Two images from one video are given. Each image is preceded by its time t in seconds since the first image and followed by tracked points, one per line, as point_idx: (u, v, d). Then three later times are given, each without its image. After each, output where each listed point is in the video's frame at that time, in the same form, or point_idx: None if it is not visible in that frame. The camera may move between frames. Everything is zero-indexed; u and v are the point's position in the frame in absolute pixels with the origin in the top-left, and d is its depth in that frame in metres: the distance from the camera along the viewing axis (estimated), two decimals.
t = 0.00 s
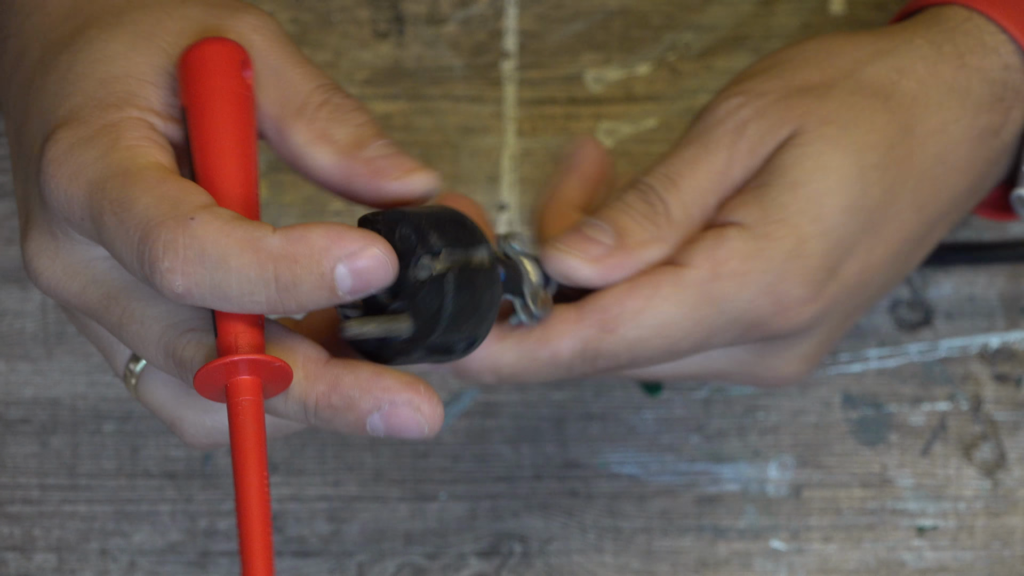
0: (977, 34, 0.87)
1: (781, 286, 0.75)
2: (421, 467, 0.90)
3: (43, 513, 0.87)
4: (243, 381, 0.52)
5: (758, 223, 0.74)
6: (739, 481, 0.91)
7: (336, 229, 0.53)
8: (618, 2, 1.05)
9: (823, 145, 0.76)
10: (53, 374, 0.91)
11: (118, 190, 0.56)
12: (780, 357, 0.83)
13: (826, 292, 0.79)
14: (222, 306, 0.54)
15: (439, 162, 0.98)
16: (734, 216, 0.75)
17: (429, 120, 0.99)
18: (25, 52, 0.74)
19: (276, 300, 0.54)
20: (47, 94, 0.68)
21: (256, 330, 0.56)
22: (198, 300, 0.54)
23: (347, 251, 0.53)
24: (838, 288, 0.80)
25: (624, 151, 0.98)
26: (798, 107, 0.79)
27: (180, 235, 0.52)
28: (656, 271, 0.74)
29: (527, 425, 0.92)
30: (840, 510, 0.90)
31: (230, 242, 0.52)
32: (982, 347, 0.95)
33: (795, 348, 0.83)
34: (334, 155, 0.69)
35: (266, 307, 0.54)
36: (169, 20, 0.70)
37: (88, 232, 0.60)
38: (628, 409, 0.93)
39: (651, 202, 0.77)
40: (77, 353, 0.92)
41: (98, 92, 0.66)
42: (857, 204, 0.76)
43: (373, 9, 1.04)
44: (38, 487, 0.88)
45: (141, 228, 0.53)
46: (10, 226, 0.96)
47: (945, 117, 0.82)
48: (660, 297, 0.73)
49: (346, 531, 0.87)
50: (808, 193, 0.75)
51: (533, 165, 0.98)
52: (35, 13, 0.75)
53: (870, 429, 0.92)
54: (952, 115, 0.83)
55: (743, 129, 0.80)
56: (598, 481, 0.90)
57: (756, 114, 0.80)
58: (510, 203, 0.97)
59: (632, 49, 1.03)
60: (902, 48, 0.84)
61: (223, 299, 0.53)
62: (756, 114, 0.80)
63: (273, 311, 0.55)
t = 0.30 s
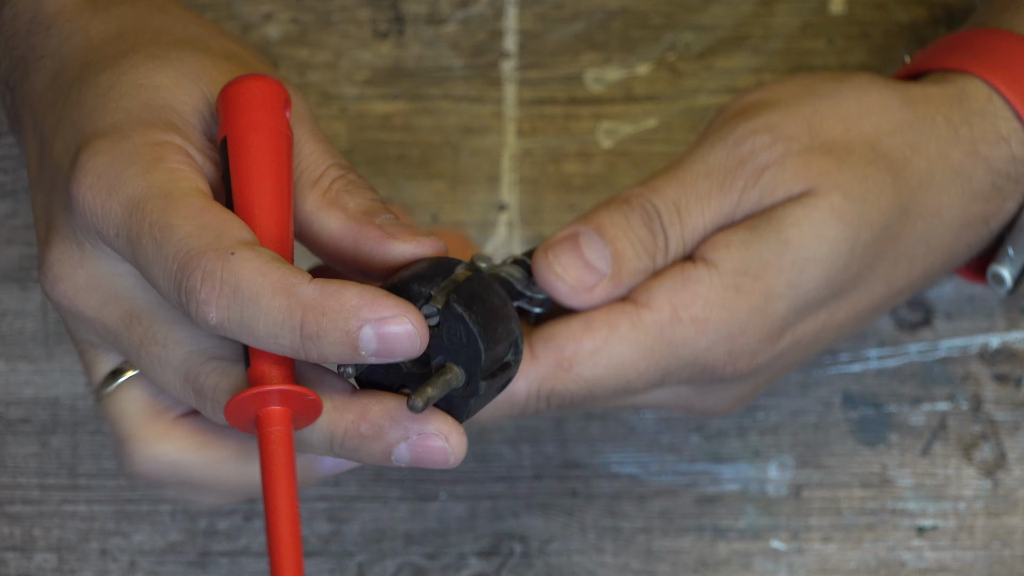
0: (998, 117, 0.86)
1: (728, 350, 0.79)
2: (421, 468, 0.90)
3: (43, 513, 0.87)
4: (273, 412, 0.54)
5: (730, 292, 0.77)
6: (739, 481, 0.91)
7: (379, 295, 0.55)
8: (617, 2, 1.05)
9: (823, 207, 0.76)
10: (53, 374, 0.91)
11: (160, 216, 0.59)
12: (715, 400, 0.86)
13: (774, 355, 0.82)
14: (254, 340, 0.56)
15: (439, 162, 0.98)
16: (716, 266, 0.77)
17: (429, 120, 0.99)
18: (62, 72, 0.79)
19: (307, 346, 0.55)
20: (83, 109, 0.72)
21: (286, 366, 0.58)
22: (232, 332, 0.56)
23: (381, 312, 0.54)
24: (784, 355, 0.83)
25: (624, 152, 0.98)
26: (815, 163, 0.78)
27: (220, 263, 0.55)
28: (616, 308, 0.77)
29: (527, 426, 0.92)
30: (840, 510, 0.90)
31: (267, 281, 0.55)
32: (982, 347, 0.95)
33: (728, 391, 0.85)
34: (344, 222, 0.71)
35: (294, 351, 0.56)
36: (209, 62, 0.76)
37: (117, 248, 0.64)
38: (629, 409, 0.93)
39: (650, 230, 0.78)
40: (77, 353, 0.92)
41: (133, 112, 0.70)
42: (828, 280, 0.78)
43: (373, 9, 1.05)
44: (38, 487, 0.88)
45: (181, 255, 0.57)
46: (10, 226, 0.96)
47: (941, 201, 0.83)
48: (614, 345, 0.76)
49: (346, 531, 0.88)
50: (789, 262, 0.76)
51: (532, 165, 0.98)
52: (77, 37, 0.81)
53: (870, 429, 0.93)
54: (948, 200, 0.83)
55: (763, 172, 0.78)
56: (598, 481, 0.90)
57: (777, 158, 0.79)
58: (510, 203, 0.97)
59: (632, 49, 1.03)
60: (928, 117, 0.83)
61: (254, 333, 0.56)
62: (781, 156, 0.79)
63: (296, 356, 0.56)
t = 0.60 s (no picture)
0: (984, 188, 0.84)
1: (749, 462, 0.72)
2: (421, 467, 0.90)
3: (43, 513, 0.87)
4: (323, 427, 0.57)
5: (739, 398, 0.70)
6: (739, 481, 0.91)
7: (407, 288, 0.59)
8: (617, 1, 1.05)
9: (819, 296, 0.72)
10: (53, 374, 0.91)
11: (207, 251, 0.62)
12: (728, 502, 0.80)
13: (785, 457, 0.76)
14: (304, 361, 0.59)
15: (439, 163, 0.98)
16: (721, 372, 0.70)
17: (429, 120, 1.00)
18: (98, 121, 0.81)
19: (354, 355, 0.59)
20: (129, 156, 0.75)
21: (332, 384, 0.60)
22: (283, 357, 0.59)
23: (420, 304, 0.58)
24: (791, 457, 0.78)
25: (624, 152, 0.98)
26: (811, 253, 0.74)
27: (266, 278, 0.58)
28: (633, 424, 0.71)
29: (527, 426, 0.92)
30: (840, 510, 0.90)
31: (307, 296, 0.58)
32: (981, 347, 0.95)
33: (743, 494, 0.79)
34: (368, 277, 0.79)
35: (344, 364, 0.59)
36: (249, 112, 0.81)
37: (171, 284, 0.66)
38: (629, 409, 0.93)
39: (636, 294, 0.67)
40: (76, 353, 0.92)
41: (180, 158, 0.73)
42: (833, 380, 0.73)
43: (372, 9, 1.05)
44: (38, 487, 0.88)
45: (221, 282, 0.60)
46: (10, 226, 0.96)
47: (936, 285, 0.80)
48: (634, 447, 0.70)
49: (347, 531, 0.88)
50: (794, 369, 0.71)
51: (532, 165, 0.98)
52: (111, 88, 0.83)
53: (870, 429, 0.93)
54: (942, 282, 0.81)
55: (749, 261, 0.73)
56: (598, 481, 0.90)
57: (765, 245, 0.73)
58: (510, 203, 0.96)
59: (632, 49, 1.03)
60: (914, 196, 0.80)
61: (302, 354, 0.58)
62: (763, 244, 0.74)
63: (349, 368, 0.59)
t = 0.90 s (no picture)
0: (939, 88, 0.89)
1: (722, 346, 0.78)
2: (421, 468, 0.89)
3: (43, 513, 0.87)
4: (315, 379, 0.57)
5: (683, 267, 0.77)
6: (739, 481, 0.91)
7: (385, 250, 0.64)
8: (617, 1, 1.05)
9: (750, 184, 0.79)
10: (52, 375, 0.91)
11: (208, 195, 0.60)
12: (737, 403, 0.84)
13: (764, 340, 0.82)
14: (314, 315, 0.59)
15: (439, 162, 0.98)
16: (662, 264, 0.78)
17: (430, 120, 1.00)
18: (77, 77, 0.79)
19: (361, 311, 0.61)
20: (117, 108, 0.72)
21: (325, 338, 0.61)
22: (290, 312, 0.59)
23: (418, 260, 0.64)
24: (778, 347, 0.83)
25: (624, 151, 0.99)
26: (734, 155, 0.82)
27: (302, 241, 0.58)
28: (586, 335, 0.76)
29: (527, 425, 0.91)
30: (840, 510, 0.90)
31: (328, 253, 0.59)
32: (982, 347, 0.95)
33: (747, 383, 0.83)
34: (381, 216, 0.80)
35: (348, 320, 0.61)
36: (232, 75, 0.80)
37: (162, 225, 0.63)
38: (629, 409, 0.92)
39: (585, 236, 0.79)
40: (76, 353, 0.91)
41: (169, 106, 0.71)
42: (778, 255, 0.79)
43: (372, 9, 1.04)
44: (38, 488, 0.88)
45: (235, 231, 0.58)
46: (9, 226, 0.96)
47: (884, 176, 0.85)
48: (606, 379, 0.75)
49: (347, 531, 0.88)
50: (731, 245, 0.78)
51: (532, 165, 0.98)
52: (89, 43, 0.82)
53: (870, 429, 0.93)
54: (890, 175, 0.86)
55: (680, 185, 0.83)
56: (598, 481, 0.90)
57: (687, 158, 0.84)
58: (510, 203, 0.97)
59: (632, 49, 1.03)
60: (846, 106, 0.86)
61: (314, 308, 0.59)
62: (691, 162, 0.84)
63: (350, 326, 0.62)
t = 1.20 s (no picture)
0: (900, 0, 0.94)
1: (724, 160, 0.85)
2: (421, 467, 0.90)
3: (43, 513, 0.87)
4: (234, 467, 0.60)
5: (675, 215, 0.84)
6: (739, 481, 0.91)
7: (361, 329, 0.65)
8: (617, 2, 1.05)
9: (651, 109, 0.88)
10: (53, 374, 0.91)
11: (184, 272, 0.62)
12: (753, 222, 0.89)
13: (765, 179, 0.88)
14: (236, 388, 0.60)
15: (439, 162, 0.98)
16: (652, 219, 0.85)
17: (430, 120, 1.00)
18: (162, 109, 0.79)
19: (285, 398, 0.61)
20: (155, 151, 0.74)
21: (262, 423, 0.63)
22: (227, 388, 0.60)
23: (354, 343, 0.64)
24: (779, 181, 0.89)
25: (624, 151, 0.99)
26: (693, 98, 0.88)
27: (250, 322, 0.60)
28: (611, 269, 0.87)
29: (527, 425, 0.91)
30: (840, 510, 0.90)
31: (277, 346, 0.61)
32: (982, 347, 0.95)
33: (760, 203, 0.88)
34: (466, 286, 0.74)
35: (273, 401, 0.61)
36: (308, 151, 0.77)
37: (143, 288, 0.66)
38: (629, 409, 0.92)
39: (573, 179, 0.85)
40: (77, 353, 0.91)
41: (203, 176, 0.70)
42: (750, 100, 0.87)
43: (373, 9, 1.05)
44: (38, 487, 0.88)
45: (192, 309, 0.61)
46: (9, 226, 0.95)
47: (840, 42, 0.92)
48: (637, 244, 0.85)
49: (347, 531, 0.87)
50: (710, 111, 0.86)
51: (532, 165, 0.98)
52: (184, 75, 0.81)
53: (871, 429, 0.92)
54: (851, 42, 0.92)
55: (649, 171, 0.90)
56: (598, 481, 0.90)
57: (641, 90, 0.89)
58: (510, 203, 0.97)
59: (632, 50, 1.03)
60: None
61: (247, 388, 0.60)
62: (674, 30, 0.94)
63: (287, 412, 0.62)
